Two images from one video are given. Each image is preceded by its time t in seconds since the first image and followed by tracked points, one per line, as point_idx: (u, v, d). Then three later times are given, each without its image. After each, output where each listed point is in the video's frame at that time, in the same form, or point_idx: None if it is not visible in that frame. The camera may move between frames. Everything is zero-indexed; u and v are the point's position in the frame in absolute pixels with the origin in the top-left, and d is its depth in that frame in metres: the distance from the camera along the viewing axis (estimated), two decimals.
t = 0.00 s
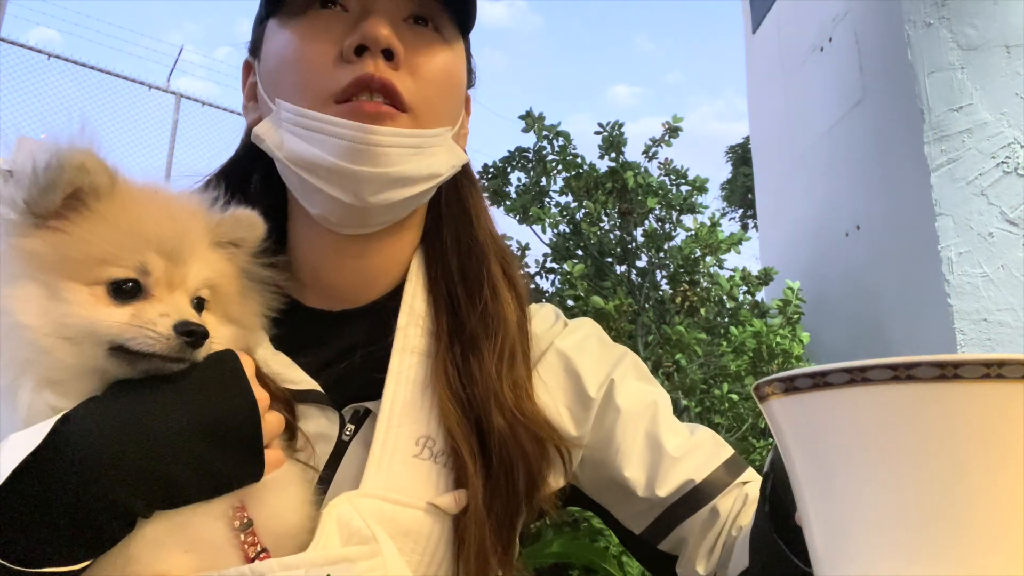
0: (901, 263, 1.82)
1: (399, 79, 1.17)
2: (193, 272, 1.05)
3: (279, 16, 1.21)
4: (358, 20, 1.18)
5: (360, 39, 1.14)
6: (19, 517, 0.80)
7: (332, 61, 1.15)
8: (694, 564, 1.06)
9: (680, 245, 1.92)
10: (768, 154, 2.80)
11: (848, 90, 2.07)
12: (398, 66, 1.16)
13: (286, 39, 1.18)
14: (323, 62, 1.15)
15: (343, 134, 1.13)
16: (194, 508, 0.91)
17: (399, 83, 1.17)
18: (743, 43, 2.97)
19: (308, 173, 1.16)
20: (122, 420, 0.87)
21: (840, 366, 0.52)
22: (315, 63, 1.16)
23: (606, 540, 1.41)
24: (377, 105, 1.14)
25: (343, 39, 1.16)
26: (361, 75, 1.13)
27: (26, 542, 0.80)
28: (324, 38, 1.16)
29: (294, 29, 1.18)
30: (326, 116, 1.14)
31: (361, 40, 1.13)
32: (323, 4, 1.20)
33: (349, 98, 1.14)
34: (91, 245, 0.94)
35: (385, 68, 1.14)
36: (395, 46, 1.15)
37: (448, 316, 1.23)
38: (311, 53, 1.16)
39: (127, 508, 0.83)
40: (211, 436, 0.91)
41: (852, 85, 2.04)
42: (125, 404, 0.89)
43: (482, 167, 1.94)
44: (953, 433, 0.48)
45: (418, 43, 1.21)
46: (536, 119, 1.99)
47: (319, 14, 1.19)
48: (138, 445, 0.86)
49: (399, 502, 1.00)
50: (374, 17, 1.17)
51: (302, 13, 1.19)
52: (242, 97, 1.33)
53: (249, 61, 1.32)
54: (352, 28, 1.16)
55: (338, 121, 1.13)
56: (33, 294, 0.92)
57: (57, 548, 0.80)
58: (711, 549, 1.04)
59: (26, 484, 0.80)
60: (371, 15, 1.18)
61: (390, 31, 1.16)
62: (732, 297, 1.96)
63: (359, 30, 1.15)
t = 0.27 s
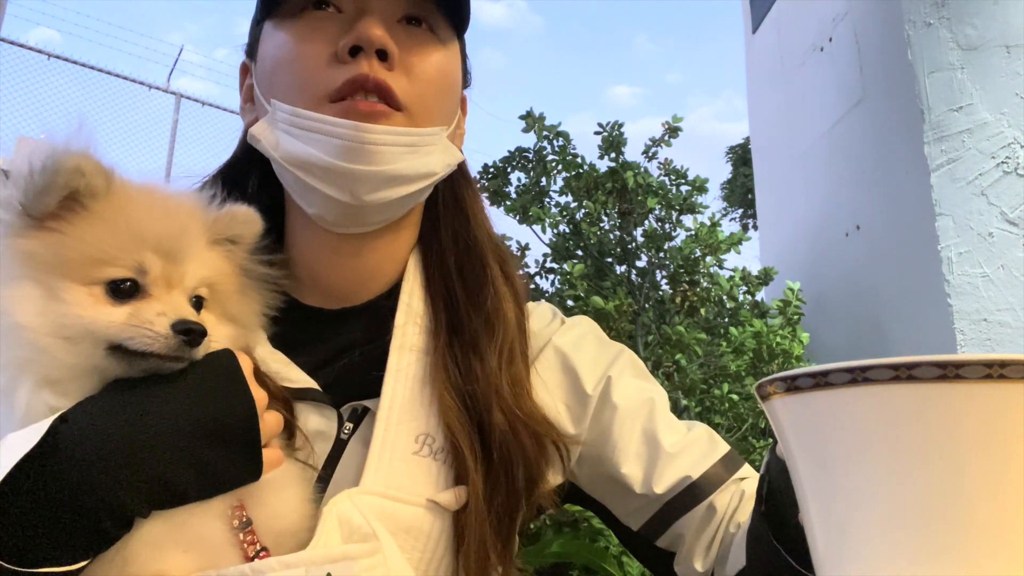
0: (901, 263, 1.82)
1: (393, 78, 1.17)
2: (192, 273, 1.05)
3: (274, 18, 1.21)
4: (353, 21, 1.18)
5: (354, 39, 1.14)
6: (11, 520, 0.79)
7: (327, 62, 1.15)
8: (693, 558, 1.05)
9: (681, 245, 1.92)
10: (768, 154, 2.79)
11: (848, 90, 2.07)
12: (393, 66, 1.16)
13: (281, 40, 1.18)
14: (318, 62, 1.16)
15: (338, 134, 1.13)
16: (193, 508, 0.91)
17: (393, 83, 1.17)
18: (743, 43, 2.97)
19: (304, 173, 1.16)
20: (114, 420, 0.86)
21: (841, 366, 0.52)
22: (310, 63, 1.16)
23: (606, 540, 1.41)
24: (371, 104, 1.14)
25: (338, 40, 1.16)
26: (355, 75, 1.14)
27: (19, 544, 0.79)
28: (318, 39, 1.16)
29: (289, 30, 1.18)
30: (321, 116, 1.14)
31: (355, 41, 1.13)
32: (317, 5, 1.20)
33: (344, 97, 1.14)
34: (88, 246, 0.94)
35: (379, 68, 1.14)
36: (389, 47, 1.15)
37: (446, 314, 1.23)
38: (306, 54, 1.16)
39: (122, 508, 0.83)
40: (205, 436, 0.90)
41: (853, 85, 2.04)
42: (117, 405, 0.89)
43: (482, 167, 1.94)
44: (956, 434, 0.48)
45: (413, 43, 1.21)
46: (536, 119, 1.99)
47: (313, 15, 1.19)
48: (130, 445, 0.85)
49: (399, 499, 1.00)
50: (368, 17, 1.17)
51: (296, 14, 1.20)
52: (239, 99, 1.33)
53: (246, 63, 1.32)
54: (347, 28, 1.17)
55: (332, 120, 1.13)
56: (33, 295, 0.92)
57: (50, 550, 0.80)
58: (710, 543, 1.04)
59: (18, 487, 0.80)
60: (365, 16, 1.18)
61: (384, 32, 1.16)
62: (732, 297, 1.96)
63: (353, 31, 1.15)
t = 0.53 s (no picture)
0: (901, 263, 1.82)
1: (391, 79, 1.16)
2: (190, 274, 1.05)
3: (271, 18, 1.21)
4: (349, 21, 1.18)
5: (350, 40, 1.13)
6: (12, 522, 0.80)
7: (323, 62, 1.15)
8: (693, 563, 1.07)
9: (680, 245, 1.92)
10: (768, 154, 2.80)
11: (848, 90, 2.07)
12: (389, 66, 1.16)
13: (277, 41, 1.18)
14: (315, 62, 1.15)
15: (335, 134, 1.13)
16: (192, 508, 0.91)
17: (390, 83, 1.16)
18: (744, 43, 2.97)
19: (300, 173, 1.17)
20: (114, 421, 0.87)
21: (841, 366, 0.52)
22: (307, 62, 1.16)
23: (606, 540, 1.41)
24: (368, 104, 1.14)
25: (334, 40, 1.15)
26: (351, 76, 1.13)
27: (21, 548, 0.80)
28: (314, 39, 1.16)
29: (285, 30, 1.18)
30: (317, 116, 1.14)
31: (351, 41, 1.13)
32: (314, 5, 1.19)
33: (340, 97, 1.14)
34: (86, 246, 0.95)
35: (375, 67, 1.14)
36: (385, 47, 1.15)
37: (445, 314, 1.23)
38: (302, 55, 1.16)
39: (121, 510, 0.83)
40: (203, 437, 0.91)
41: (853, 85, 2.04)
42: (116, 406, 0.89)
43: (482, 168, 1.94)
44: (955, 433, 0.48)
45: (410, 42, 1.20)
46: (536, 119, 1.99)
47: (310, 15, 1.19)
48: (130, 447, 0.86)
49: (398, 501, 1.03)
50: (364, 18, 1.17)
51: (293, 14, 1.19)
52: (239, 98, 1.33)
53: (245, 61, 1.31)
54: (343, 28, 1.16)
55: (329, 120, 1.13)
56: (32, 295, 0.92)
57: (52, 551, 0.81)
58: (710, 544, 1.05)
59: (18, 488, 0.81)
60: (362, 16, 1.17)
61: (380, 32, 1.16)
62: (732, 297, 1.96)
63: (349, 32, 1.15)
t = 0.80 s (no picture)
0: (902, 263, 1.82)
1: (387, 111, 1.12)
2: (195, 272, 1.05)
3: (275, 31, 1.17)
4: (352, 42, 1.13)
5: (346, 70, 1.09)
6: (15, 522, 0.80)
7: (320, 90, 1.11)
8: (693, 564, 1.06)
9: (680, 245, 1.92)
10: (768, 154, 2.80)
11: (848, 90, 2.07)
12: (387, 96, 1.11)
13: (278, 61, 1.15)
14: (311, 89, 1.12)
15: (323, 170, 1.11)
16: (193, 508, 0.91)
17: (387, 116, 1.12)
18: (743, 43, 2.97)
19: (295, 200, 1.17)
20: (118, 421, 0.86)
21: (841, 366, 0.52)
22: (304, 87, 1.12)
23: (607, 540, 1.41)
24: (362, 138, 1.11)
25: (333, 66, 1.11)
26: (346, 110, 1.10)
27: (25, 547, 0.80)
28: (313, 63, 1.12)
29: (286, 50, 1.14)
30: (308, 148, 1.12)
31: (347, 73, 1.08)
32: (318, 20, 1.15)
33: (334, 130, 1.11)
34: (88, 246, 0.95)
35: (372, 100, 1.10)
36: (384, 78, 1.10)
37: (448, 317, 1.23)
38: (300, 80, 1.12)
39: (127, 510, 0.83)
40: (209, 437, 0.91)
41: (853, 85, 2.04)
42: (119, 405, 0.89)
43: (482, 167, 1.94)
44: (955, 436, 0.48)
45: (415, 66, 1.15)
46: (536, 119, 1.99)
47: (313, 33, 1.15)
48: (135, 447, 0.86)
49: (398, 501, 1.03)
50: (366, 41, 1.12)
51: (296, 32, 1.15)
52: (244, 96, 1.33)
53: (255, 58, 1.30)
54: (343, 52, 1.11)
55: (318, 155, 1.11)
56: (32, 295, 0.92)
57: (58, 552, 0.81)
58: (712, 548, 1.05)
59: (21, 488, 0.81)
60: (363, 39, 1.12)
61: (381, 59, 1.11)
62: (732, 297, 1.96)
63: (347, 59, 1.10)
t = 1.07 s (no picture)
0: (901, 263, 1.82)
1: (384, 153, 1.10)
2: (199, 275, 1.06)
3: (274, 52, 1.14)
4: (349, 76, 1.09)
5: (340, 114, 1.06)
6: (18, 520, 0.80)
7: (315, 129, 1.09)
8: (694, 568, 1.07)
9: (680, 245, 1.92)
10: (768, 154, 2.80)
11: (848, 89, 2.07)
12: (382, 138, 1.09)
13: (274, 91, 1.13)
14: (307, 129, 1.10)
15: (320, 216, 1.12)
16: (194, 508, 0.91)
17: (383, 157, 1.10)
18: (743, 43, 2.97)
19: (293, 233, 1.19)
20: (123, 423, 0.86)
21: (841, 366, 0.52)
22: (300, 125, 1.10)
23: (605, 540, 1.40)
24: (356, 182, 1.11)
25: (328, 103, 1.08)
26: (339, 154, 1.08)
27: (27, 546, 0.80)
28: (309, 97, 1.09)
29: (283, 79, 1.12)
30: (303, 191, 1.12)
31: (341, 117, 1.06)
32: (314, 47, 1.11)
33: (329, 173, 1.10)
34: (94, 249, 0.95)
35: (366, 144, 1.08)
36: (378, 123, 1.07)
37: (451, 318, 1.24)
38: (296, 116, 1.10)
39: (130, 513, 0.84)
40: (213, 441, 0.91)
41: (852, 84, 2.04)
42: (124, 407, 0.89)
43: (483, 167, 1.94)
44: (955, 438, 0.48)
45: (412, 103, 1.11)
46: (536, 119, 1.99)
47: (310, 62, 1.11)
48: (139, 450, 0.86)
49: (399, 500, 1.03)
50: (361, 78, 1.08)
51: (293, 59, 1.12)
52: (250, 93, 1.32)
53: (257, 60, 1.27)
54: (339, 88, 1.08)
55: (314, 201, 1.11)
56: (33, 295, 0.92)
57: (61, 553, 0.81)
58: (715, 552, 1.06)
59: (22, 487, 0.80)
60: (359, 75, 1.09)
61: (376, 99, 1.08)
62: (732, 297, 1.96)
63: (341, 99, 1.07)
